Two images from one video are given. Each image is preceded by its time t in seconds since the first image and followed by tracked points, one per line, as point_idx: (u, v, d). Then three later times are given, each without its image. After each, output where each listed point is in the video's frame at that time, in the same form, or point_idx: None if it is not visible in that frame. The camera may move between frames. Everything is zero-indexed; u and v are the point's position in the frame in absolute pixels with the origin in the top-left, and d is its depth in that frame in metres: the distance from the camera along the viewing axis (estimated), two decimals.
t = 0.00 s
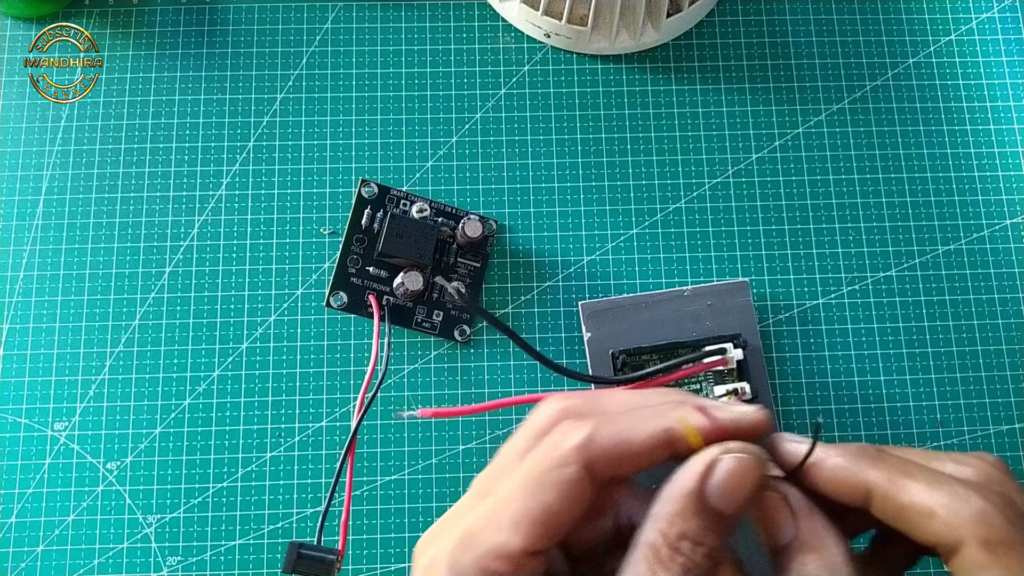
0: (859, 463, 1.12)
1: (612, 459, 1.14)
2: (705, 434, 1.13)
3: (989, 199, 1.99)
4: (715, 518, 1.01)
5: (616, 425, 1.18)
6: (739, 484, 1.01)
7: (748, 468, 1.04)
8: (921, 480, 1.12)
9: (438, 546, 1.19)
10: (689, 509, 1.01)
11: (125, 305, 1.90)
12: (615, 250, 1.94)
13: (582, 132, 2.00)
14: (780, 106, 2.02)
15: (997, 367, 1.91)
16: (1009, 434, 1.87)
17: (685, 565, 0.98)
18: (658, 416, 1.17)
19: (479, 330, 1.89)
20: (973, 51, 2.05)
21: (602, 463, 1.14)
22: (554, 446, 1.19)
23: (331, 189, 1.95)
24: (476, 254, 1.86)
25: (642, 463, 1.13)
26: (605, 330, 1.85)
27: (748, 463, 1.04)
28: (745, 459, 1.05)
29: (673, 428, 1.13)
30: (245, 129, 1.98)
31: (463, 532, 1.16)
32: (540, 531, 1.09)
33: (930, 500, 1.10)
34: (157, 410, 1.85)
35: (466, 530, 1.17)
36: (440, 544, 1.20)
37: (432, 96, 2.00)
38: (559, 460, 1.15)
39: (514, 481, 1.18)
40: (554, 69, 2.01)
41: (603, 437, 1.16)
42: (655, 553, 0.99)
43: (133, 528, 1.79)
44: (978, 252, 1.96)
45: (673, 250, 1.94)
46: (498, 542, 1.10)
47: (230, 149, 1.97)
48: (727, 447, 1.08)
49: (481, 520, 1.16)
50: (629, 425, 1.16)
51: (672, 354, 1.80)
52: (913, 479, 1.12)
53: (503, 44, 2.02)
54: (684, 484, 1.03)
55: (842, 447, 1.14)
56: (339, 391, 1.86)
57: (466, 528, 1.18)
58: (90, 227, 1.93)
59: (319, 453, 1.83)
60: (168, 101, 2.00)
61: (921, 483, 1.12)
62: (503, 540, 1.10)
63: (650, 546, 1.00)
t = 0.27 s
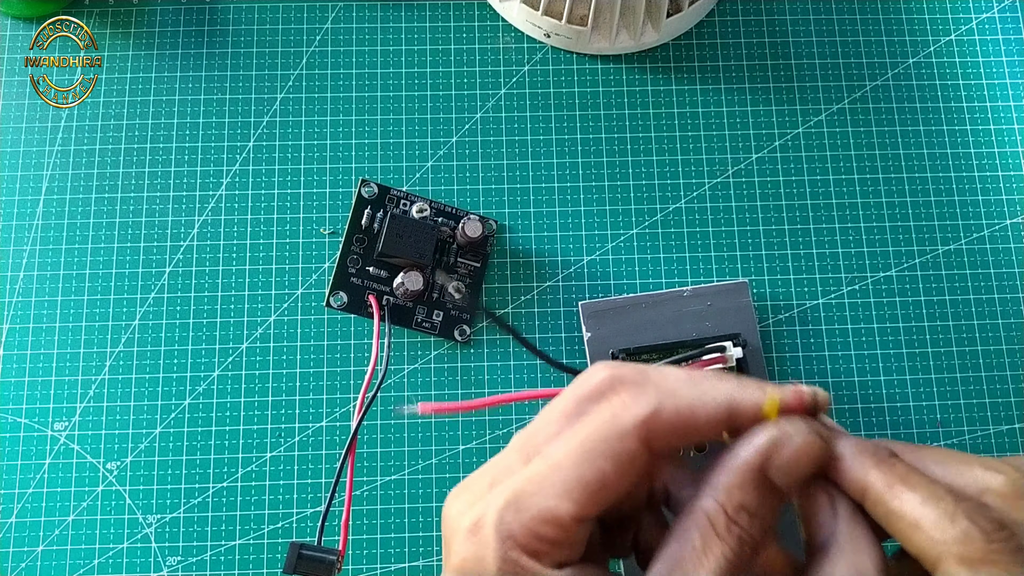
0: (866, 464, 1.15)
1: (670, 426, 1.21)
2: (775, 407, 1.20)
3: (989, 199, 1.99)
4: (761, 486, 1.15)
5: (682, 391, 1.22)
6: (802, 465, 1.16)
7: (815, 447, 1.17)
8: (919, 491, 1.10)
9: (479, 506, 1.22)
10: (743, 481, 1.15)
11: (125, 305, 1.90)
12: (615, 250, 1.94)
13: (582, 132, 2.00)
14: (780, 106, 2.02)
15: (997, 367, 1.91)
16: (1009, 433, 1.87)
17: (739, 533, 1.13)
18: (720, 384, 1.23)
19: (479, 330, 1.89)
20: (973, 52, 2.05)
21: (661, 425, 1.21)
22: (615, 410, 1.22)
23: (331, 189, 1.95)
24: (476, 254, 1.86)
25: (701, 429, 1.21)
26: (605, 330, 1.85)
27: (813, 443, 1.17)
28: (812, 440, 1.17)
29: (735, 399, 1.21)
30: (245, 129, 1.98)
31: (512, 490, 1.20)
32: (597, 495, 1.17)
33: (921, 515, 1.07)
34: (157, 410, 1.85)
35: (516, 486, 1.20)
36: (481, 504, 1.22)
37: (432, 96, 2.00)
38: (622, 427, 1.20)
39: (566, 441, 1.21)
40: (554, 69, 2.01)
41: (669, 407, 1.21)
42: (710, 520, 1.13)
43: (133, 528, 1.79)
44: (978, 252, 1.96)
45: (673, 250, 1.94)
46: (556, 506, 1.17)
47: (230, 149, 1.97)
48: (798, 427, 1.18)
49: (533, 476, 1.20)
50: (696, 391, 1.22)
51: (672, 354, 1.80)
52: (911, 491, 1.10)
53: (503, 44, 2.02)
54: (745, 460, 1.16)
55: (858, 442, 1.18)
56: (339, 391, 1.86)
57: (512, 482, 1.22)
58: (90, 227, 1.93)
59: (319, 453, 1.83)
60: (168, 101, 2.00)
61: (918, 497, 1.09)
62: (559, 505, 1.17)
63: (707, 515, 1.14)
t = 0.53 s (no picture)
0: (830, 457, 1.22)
1: (633, 392, 1.37)
2: (729, 373, 1.36)
3: (989, 198, 1.99)
4: (717, 452, 1.32)
5: (642, 359, 1.38)
6: (756, 428, 1.31)
7: (768, 412, 1.31)
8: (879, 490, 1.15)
9: (468, 483, 1.39)
10: (704, 453, 1.31)
11: (125, 305, 1.90)
12: (615, 250, 1.94)
13: (582, 132, 2.00)
14: (780, 106, 2.02)
15: (997, 367, 1.91)
16: (1008, 434, 1.87)
17: (703, 505, 1.31)
18: (677, 355, 1.39)
19: (479, 330, 1.89)
20: (973, 51, 2.05)
21: (625, 394, 1.37)
22: (581, 378, 1.37)
23: (331, 189, 1.95)
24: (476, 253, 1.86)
25: (661, 392, 1.38)
26: (605, 329, 1.85)
27: (766, 408, 1.30)
28: (766, 406, 1.30)
29: (692, 366, 1.37)
30: (245, 129, 1.98)
31: (496, 468, 1.37)
32: (574, 466, 1.32)
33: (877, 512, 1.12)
34: (157, 410, 1.85)
35: (501, 462, 1.37)
36: (470, 477, 1.40)
37: (432, 96, 2.00)
38: (589, 395, 1.34)
39: (543, 415, 1.37)
40: (554, 69, 2.01)
41: (629, 371, 1.37)
42: (677, 495, 1.32)
43: (132, 528, 1.79)
44: (978, 252, 1.96)
45: (673, 250, 1.94)
46: (537, 479, 1.32)
47: (230, 149, 1.97)
48: (746, 389, 1.33)
49: (516, 451, 1.36)
50: (655, 363, 1.37)
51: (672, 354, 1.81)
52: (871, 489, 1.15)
53: (503, 44, 2.02)
54: (703, 433, 1.31)
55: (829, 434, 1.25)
56: (339, 391, 1.86)
57: (497, 455, 1.39)
58: (90, 227, 1.93)
59: (320, 454, 1.83)
60: (168, 101, 2.00)
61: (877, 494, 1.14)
62: (540, 477, 1.32)
63: (675, 492, 1.32)
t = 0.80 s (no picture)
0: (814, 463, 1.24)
1: (616, 399, 1.38)
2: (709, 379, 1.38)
3: (989, 198, 1.99)
4: (697, 456, 1.32)
5: (623, 367, 1.40)
6: (733, 432, 1.32)
7: (743, 416, 1.33)
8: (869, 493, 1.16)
9: (457, 491, 1.39)
10: (683, 455, 1.32)
11: (125, 305, 1.90)
12: (615, 250, 1.94)
13: (582, 132, 2.00)
14: (780, 106, 2.02)
15: (997, 367, 1.91)
16: (1008, 434, 1.87)
17: (682, 507, 1.32)
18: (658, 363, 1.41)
19: (479, 330, 1.89)
20: (973, 51, 2.05)
21: (609, 402, 1.37)
22: (564, 385, 1.38)
23: (331, 189, 1.95)
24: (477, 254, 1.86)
25: (643, 399, 1.39)
26: (605, 329, 1.85)
27: (740, 412, 1.33)
28: (741, 411, 1.33)
29: (671, 372, 1.39)
30: (245, 129, 1.98)
31: (483, 476, 1.36)
32: (559, 472, 1.32)
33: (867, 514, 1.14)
34: (156, 410, 1.85)
35: (487, 469, 1.37)
36: (457, 485, 1.41)
37: (432, 96, 2.00)
38: (572, 401, 1.35)
39: (527, 422, 1.37)
40: (554, 69, 2.01)
41: (610, 379, 1.38)
42: (657, 497, 1.32)
43: (133, 528, 1.79)
44: (978, 252, 1.96)
45: (673, 250, 1.94)
46: (523, 485, 1.32)
47: (230, 149, 1.97)
48: (723, 395, 1.36)
49: (502, 459, 1.36)
50: (636, 371, 1.39)
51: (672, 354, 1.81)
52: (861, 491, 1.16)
53: (503, 44, 2.02)
54: (682, 435, 1.32)
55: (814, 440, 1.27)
56: (339, 391, 1.86)
57: (484, 463, 1.39)
58: (90, 227, 1.93)
59: (320, 454, 1.83)
60: (168, 101, 2.00)
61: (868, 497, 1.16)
62: (527, 483, 1.32)
63: (655, 494, 1.32)
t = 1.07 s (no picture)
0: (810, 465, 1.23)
1: (611, 402, 1.36)
2: (703, 379, 1.36)
3: (989, 198, 1.99)
4: (690, 457, 1.31)
5: (617, 369, 1.38)
6: (724, 431, 1.29)
7: (735, 414, 1.29)
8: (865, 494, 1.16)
9: (450, 495, 1.40)
10: (674, 457, 1.31)
11: (125, 305, 1.90)
12: (615, 250, 1.94)
13: (582, 132, 2.00)
14: (780, 106, 2.02)
15: (997, 367, 1.91)
16: (1008, 434, 1.87)
17: (675, 508, 1.31)
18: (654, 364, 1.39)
19: (479, 330, 1.89)
20: (973, 51, 2.05)
21: (603, 405, 1.36)
22: (557, 391, 1.37)
23: (331, 189, 1.95)
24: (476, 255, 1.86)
25: (638, 400, 1.38)
26: (605, 328, 1.85)
27: (732, 410, 1.29)
28: (732, 409, 1.29)
29: (667, 372, 1.38)
30: (245, 129, 1.98)
31: (476, 482, 1.37)
32: (551, 478, 1.33)
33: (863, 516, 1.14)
34: (156, 410, 1.85)
35: (480, 475, 1.37)
36: (450, 489, 1.41)
37: (432, 96, 2.00)
38: (566, 409, 1.34)
39: (520, 427, 1.37)
40: (554, 69, 2.01)
41: (605, 383, 1.36)
42: (650, 499, 1.32)
43: (133, 528, 1.79)
44: (978, 252, 1.96)
45: (673, 250, 1.94)
46: (515, 492, 1.33)
47: (230, 149, 1.97)
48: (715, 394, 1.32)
49: (494, 464, 1.36)
50: (629, 373, 1.37)
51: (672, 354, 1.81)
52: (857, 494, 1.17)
53: (503, 44, 2.02)
54: (673, 437, 1.31)
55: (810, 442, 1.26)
56: (339, 391, 1.86)
57: (477, 467, 1.39)
58: (90, 227, 1.93)
59: (320, 454, 1.83)
60: (168, 101, 2.00)
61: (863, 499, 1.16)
62: (520, 492, 1.32)
63: (648, 496, 1.32)
